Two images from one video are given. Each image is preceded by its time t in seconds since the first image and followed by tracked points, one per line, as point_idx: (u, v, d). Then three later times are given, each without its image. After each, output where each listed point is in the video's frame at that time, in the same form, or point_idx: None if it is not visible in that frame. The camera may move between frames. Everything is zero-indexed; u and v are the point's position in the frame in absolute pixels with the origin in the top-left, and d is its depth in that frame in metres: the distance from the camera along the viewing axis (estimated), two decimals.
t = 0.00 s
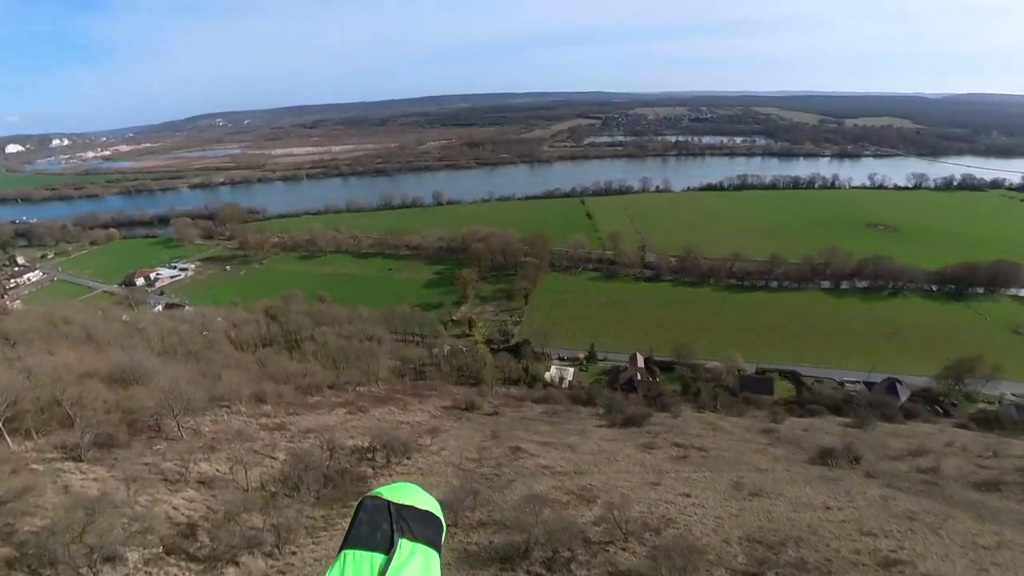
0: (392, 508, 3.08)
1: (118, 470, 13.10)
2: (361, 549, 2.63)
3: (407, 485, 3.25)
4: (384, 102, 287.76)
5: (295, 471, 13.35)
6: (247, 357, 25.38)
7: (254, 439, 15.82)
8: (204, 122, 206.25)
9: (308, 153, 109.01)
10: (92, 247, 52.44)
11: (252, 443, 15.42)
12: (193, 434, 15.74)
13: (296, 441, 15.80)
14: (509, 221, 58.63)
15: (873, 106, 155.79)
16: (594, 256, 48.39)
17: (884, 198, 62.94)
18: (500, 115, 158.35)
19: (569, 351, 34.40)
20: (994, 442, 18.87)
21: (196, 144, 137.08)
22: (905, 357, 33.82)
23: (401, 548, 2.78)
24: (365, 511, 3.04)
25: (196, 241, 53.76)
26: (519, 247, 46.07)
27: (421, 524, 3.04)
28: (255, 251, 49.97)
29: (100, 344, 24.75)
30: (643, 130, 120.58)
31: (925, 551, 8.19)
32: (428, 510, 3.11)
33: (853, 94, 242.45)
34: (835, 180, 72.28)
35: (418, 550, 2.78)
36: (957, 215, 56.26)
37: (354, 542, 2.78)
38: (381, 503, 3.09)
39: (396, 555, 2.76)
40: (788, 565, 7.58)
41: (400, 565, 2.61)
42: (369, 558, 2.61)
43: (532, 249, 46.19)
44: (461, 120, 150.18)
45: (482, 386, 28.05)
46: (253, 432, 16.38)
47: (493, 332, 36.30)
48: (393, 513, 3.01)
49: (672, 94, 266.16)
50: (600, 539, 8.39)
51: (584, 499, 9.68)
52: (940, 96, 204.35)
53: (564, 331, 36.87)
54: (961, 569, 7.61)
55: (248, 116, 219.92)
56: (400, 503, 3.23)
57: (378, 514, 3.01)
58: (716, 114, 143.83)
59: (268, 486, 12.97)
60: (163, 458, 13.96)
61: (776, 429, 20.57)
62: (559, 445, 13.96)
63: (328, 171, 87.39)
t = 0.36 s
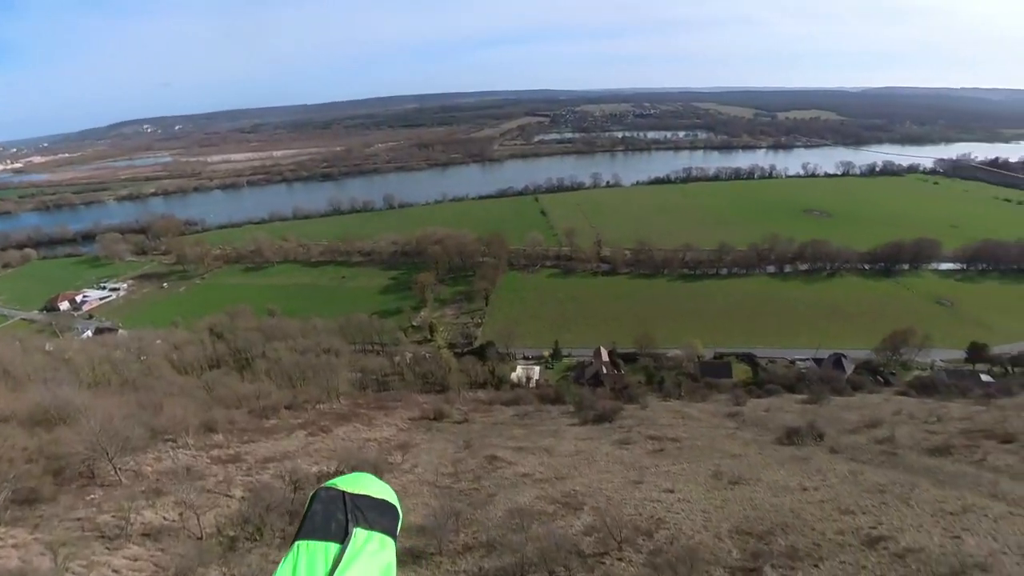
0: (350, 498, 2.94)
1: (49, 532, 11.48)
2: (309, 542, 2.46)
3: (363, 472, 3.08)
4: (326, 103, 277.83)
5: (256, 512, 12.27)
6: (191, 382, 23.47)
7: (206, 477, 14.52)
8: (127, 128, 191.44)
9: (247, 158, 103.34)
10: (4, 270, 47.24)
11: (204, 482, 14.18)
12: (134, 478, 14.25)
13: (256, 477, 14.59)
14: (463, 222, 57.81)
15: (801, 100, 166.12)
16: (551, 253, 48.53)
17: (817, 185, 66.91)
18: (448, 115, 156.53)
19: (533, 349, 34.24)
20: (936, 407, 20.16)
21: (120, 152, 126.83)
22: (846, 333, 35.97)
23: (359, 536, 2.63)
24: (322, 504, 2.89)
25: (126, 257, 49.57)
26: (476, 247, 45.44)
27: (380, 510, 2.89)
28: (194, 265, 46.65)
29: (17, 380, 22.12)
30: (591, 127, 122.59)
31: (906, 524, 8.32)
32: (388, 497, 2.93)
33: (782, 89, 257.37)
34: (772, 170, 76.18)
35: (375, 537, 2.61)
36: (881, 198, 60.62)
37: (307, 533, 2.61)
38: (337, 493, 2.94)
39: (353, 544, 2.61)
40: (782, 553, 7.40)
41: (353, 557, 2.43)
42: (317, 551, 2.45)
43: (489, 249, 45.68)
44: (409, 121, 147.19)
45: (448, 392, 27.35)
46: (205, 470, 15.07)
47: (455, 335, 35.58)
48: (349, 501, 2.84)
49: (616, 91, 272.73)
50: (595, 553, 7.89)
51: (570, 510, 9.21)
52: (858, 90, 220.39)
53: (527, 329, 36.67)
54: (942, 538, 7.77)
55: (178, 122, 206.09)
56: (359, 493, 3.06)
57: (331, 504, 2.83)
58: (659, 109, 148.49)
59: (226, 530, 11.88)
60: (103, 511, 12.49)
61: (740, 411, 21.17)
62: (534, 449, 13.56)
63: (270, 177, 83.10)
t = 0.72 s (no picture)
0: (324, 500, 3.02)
1: None
2: (283, 545, 2.53)
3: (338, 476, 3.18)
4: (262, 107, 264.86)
5: (211, 566, 11.13)
6: (128, 417, 21.44)
7: (151, 526, 13.18)
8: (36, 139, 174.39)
9: (178, 167, 96.52)
10: None
11: (149, 532, 12.85)
12: (65, 535, 12.70)
13: (208, 520, 13.37)
14: (416, 225, 56.43)
15: (734, 95, 174.37)
16: (508, 253, 48.25)
17: (755, 176, 70.29)
18: (393, 117, 153.02)
19: (496, 351, 33.84)
20: (880, 379, 21.36)
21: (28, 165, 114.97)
22: (791, 314, 37.92)
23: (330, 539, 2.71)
24: (292, 507, 2.97)
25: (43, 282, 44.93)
26: (431, 250, 44.40)
27: (353, 511, 2.99)
28: (124, 286, 42.92)
29: None
30: (538, 125, 123.39)
31: (879, 499, 8.51)
32: (362, 503, 3.01)
33: (716, 86, 270.16)
34: (713, 162, 79.35)
35: (347, 540, 2.71)
36: (813, 186, 64.47)
37: (278, 536, 2.68)
38: (312, 497, 3.02)
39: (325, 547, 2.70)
40: (771, 542, 7.30)
41: (325, 559, 2.52)
42: (290, 552, 2.51)
43: (445, 251, 44.80)
44: (353, 124, 142.70)
45: (412, 403, 26.49)
46: (149, 517, 13.69)
47: (415, 342, 34.54)
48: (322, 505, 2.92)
49: (561, 90, 276.43)
50: (589, 566, 7.44)
51: (555, 522, 8.85)
52: (784, 85, 234.86)
53: (489, 331, 36.21)
54: (914, 511, 7.99)
55: (95, 130, 189.82)
56: (332, 494, 3.16)
57: (303, 508, 2.92)
58: (603, 106, 151.52)
59: None
60: None
61: (703, 397, 21.67)
62: (509, 456, 13.10)
63: (205, 187, 77.96)
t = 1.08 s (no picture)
0: (328, 506, 3.55)
1: None
2: (290, 545, 3.06)
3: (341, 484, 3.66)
4: (190, 112, 248.79)
5: None
6: (53, 461, 19.25)
7: None
8: None
9: (97, 179, 88.52)
10: None
11: None
12: None
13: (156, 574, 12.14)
14: (365, 231, 54.50)
15: (674, 91, 180.29)
16: (463, 254, 47.48)
17: (696, 168, 73.06)
18: (335, 119, 147.52)
19: (458, 355, 33.17)
20: (826, 355, 22.48)
21: None
22: (740, 299, 39.56)
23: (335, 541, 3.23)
24: (302, 511, 3.50)
25: None
26: (383, 255, 42.89)
27: (353, 516, 3.49)
28: (40, 313, 38.80)
29: None
30: (485, 124, 122.68)
31: (848, 477, 8.72)
32: (361, 511, 3.55)
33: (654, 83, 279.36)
34: (657, 156, 81.75)
35: (348, 546, 3.21)
36: (749, 176, 67.81)
37: (287, 538, 3.23)
38: (318, 501, 3.56)
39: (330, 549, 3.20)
40: (757, 533, 7.26)
41: (331, 561, 3.06)
42: (295, 555, 3.04)
43: (398, 256, 43.45)
44: (292, 128, 136.30)
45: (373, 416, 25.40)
46: None
47: (373, 352, 33.22)
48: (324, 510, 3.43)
49: (506, 88, 276.67)
50: None
51: (539, 535, 8.51)
52: (717, 81, 246.06)
53: (449, 335, 35.44)
54: (882, 486, 8.23)
55: None
56: (335, 498, 3.68)
57: (310, 512, 3.44)
58: (549, 104, 152.66)
59: None
60: None
61: (666, 386, 22.02)
62: (481, 467, 12.64)
63: (129, 199, 71.94)
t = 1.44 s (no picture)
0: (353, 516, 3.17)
1: None
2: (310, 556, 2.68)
3: (366, 491, 3.30)
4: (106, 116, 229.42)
5: None
6: None
7: None
8: None
9: None
10: None
11: None
12: None
13: None
14: (311, 237, 52.07)
15: (613, 87, 185.06)
16: (415, 256, 46.27)
17: (640, 161, 75.11)
18: (270, 122, 140.47)
19: (416, 361, 32.23)
20: (775, 336, 23.47)
21: None
22: (690, 286, 40.87)
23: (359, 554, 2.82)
24: (325, 523, 3.13)
25: None
26: (331, 262, 40.99)
27: (380, 526, 3.09)
28: None
29: None
30: (430, 123, 120.81)
31: (815, 457, 8.91)
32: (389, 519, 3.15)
33: (594, 79, 285.50)
34: (603, 151, 83.38)
35: (375, 558, 2.80)
36: (691, 167, 70.48)
37: (309, 550, 2.85)
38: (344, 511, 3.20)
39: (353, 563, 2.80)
40: (738, 525, 7.23)
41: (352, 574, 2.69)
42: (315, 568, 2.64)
43: (347, 262, 41.70)
44: (224, 132, 128.54)
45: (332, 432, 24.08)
46: None
47: (326, 365, 31.64)
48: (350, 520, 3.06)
49: (449, 87, 274.10)
50: None
51: (521, 550, 8.17)
52: (653, 76, 254.89)
53: (406, 341, 34.38)
54: (847, 463, 8.43)
55: None
56: (362, 509, 3.31)
57: (334, 523, 3.07)
58: (493, 102, 152.47)
59: None
60: None
61: (629, 377, 22.23)
62: (451, 479, 12.10)
63: (39, 214, 65.09)
